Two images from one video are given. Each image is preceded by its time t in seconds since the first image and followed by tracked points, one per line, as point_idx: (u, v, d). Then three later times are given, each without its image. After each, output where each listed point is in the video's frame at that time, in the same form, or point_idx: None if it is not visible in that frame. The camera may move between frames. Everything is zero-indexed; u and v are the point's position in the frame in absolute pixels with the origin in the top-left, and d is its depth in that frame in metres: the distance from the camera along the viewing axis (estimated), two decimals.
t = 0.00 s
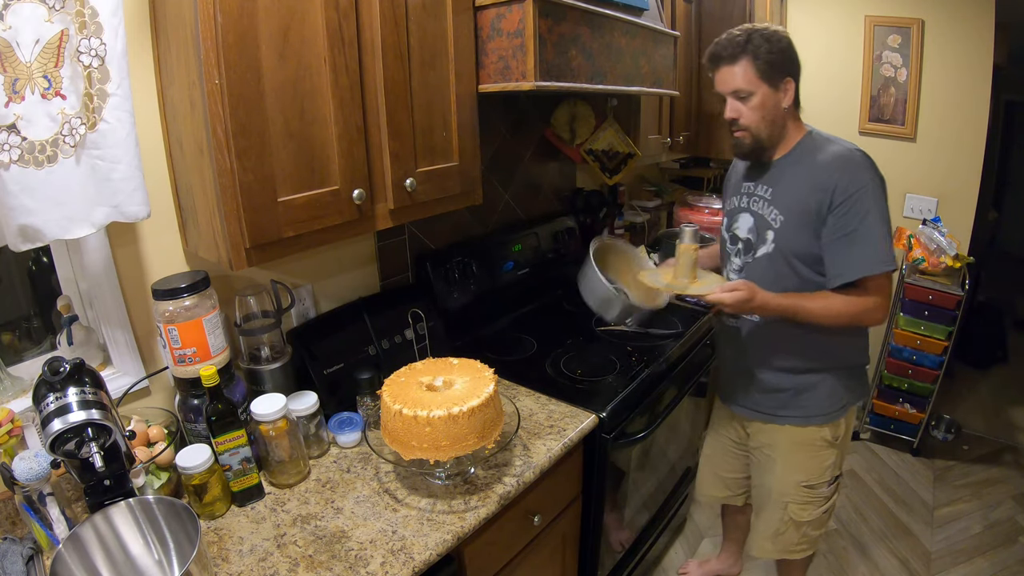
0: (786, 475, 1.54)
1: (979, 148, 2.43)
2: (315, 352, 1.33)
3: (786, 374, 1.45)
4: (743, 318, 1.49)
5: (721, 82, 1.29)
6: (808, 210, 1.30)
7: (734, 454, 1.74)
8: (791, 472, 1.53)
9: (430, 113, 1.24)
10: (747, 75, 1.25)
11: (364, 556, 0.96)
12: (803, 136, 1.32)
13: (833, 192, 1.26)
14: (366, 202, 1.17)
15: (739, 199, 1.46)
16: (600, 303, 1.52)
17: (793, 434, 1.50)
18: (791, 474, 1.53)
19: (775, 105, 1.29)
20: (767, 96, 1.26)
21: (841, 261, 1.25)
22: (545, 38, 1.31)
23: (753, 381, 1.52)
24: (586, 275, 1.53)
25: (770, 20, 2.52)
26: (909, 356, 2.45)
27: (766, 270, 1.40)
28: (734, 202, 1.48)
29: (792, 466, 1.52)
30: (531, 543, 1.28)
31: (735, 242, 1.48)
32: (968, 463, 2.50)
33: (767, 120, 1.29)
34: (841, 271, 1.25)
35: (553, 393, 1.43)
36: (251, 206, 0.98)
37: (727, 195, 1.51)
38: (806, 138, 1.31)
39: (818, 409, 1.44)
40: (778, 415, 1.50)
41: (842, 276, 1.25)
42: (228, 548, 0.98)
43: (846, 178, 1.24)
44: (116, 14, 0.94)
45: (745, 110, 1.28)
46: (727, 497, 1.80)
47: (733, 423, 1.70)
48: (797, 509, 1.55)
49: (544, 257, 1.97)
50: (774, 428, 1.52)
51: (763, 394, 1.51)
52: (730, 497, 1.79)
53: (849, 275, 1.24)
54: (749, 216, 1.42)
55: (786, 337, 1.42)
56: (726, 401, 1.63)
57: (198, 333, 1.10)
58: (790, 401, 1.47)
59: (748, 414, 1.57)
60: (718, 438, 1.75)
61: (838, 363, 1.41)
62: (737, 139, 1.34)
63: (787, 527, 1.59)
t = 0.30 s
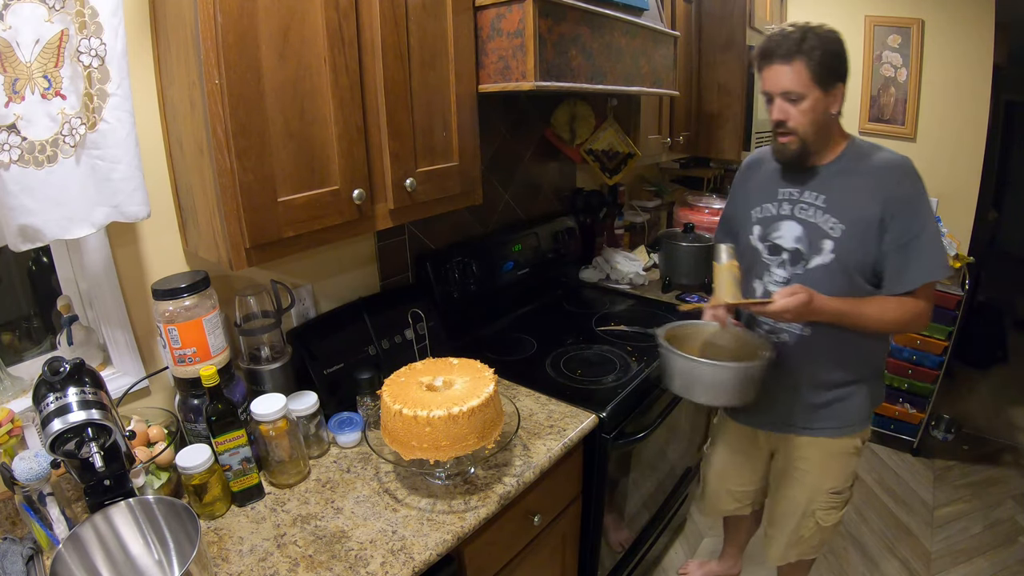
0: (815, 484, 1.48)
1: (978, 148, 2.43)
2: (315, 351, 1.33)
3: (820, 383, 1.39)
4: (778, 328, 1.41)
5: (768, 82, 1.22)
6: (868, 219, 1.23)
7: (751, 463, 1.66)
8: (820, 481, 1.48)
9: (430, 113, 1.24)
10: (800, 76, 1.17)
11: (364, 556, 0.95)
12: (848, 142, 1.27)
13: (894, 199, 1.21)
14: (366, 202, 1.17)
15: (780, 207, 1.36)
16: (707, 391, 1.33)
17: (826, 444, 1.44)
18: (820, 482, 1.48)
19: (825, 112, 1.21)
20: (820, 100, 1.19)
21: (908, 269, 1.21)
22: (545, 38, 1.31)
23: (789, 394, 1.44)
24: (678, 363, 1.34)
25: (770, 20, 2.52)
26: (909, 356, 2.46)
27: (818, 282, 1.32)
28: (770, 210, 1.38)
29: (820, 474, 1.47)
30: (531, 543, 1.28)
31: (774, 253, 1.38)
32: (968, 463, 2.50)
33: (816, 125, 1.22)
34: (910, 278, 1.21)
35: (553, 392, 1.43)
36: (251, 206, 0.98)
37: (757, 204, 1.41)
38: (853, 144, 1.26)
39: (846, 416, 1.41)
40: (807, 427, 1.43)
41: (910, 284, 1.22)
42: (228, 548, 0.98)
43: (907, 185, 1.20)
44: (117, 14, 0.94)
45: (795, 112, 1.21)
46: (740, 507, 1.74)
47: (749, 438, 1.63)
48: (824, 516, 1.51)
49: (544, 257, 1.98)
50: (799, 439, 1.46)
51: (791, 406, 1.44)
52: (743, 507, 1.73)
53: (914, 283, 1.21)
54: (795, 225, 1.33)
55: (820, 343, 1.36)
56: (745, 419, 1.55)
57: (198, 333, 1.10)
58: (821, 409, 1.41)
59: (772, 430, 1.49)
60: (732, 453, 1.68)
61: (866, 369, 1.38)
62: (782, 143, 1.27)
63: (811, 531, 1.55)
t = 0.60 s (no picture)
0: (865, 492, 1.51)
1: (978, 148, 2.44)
2: (315, 351, 1.33)
3: (874, 401, 1.37)
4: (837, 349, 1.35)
5: (837, 74, 1.20)
6: (929, 228, 1.22)
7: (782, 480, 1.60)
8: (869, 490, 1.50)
9: (430, 113, 1.24)
10: (866, 70, 1.17)
11: (364, 556, 0.95)
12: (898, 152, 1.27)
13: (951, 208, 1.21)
14: (366, 202, 1.17)
15: (834, 220, 1.32)
16: (790, 416, 1.20)
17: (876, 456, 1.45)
18: (870, 495, 1.51)
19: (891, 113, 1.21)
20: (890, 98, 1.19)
21: (969, 277, 1.22)
22: (545, 38, 1.31)
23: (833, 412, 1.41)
24: (757, 381, 1.22)
25: (770, 20, 2.53)
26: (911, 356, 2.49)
27: (877, 295, 1.29)
28: (822, 221, 1.34)
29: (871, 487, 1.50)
30: (531, 543, 1.28)
31: (828, 267, 1.34)
32: (968, 463, 2.51)
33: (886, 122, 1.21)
34: (970, 287, 1.22)
35: (553, 392, 1.43)
36: (251, 205, 0.98)
37: (807, 215, 1.36)
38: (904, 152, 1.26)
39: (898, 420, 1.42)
40: (872, 442, 1.42)
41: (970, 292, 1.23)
42: (228, 548, 0.98)
43: (966, 193, 1.21)
44: (116, 14, 0.94)
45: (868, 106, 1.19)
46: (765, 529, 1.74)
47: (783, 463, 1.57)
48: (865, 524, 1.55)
49: (544, 258, 1.98)
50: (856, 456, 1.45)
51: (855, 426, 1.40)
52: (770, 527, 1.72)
53: (971, 291, 1.22)
54: (853, 237, 1.30)
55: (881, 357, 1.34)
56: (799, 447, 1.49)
57: (198, 332, 1.10)
58: (882, 421, 1.40)
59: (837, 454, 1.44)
60: (767, 481, 1.62)
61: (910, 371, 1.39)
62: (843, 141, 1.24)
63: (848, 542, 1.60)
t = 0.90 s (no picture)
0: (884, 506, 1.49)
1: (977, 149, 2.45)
2: (315, 351, 1.33)
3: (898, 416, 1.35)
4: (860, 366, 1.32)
5: (842, 78, 1.20)
6: (955, 234, 1.23)
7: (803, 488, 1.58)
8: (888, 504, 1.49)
9: (430, 113, 1.24)
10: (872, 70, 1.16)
11: (364, 556, 0.95)
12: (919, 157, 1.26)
13: (976, 212, 1.22)
14: (366, 202, 1.17)
15: (858, 227, 1.32)
16: (824, 391, 1.13)
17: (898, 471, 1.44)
18: (887, 504, 1.48)
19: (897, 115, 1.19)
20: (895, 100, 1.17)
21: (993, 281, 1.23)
22: (545, 38, 1.31)
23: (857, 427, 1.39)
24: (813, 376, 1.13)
25: (770, 20, 2.53)
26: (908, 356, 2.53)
27: (904, 303, 1.29)
28: (846, 229, 1.34)
29: (889, 496, 1.47)
30: (531, 543, 1.28)
31: (853, 276, 1.34)
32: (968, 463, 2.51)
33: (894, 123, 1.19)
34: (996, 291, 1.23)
35: (553, 392, 1.43)
36: (252, 205, 0.98)
37: (830, 223, 1.36)
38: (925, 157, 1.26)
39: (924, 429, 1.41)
40: (898, 456, 1.40)
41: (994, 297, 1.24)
42: (228, 548, 0.98)
43: (991, 196, 1.21)
44: (116, 14, 0.94)
45: (868, 111, 1.19)
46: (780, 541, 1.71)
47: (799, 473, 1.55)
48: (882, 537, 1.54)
49: (544, 258, 1.98)
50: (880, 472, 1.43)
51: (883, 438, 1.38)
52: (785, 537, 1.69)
53: (997, 295, 1.24)
54: (878, 245, 1.29)
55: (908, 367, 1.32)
56: (824, 458, 1.47)
57: (198, 332, 1.10)
58: (909, 430, 1.38)
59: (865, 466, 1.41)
60: (782, 491, 1.59)
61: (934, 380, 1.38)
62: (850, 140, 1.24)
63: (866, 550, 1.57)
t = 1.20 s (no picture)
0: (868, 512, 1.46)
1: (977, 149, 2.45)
2: (315, 351, 1.32)
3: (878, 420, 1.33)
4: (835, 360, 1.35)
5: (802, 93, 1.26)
6: (926, 237, 1.20)
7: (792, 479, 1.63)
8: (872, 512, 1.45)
9: (430, 113, 1.24)
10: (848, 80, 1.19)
11: (364, 556, 0.95)
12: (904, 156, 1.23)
13: (953, 214, 1.16)
14: (366, 202, 1.17)
15: (838, 230, 1.35)
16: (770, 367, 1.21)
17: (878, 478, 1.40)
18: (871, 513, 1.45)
19: (837, 138, 1.25)
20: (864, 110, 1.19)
21: (970, 286, 1.16)
22: (546, 38, 1.31)
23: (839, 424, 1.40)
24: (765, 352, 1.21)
25: (770, 20, 2.53)
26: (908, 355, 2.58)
27: (876, 306, 1.29)
28: (830, 232, 1.38)
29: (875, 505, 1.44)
30: (531, 543, 1.28)
31: (833, 277, 1.37)
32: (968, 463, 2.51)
33: (831, 148, 1.26)
34: (972, 298, 1.16)
35: (553, 392, 1.43)
36: (251, 205, 0.98)
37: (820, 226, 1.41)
38: (907, 158, 1.22)
39: (924, 440, 1.35)
40: (885, 462, 1.37)
41: (972, 304, 1.16)
42: (228, 548, 0.98)
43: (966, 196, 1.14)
44: (117, 14, 0.94)
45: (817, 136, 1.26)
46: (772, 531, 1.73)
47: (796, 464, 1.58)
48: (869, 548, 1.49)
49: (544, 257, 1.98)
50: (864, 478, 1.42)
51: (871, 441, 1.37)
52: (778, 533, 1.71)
53: (980, 301, 1.15)
54: (853, 248, 1.31)
55: (890, 374, 1.29)
56: (816, 453, 1.48)
57: (198, 333, 1.10)
58: (900, 439, 1.34)
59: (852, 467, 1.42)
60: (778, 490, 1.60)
61: (938, 391, 1.31)
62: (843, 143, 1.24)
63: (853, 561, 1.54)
